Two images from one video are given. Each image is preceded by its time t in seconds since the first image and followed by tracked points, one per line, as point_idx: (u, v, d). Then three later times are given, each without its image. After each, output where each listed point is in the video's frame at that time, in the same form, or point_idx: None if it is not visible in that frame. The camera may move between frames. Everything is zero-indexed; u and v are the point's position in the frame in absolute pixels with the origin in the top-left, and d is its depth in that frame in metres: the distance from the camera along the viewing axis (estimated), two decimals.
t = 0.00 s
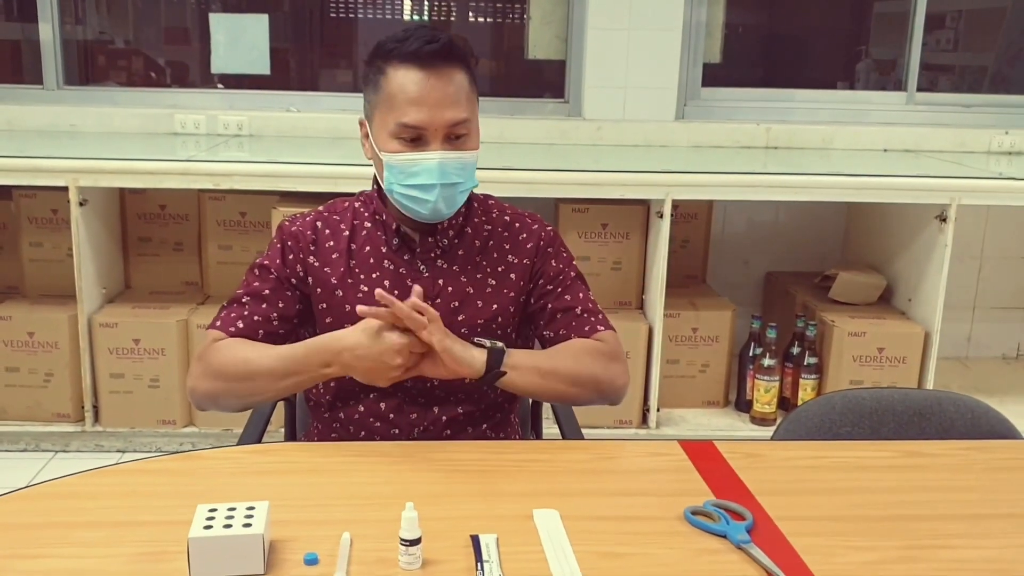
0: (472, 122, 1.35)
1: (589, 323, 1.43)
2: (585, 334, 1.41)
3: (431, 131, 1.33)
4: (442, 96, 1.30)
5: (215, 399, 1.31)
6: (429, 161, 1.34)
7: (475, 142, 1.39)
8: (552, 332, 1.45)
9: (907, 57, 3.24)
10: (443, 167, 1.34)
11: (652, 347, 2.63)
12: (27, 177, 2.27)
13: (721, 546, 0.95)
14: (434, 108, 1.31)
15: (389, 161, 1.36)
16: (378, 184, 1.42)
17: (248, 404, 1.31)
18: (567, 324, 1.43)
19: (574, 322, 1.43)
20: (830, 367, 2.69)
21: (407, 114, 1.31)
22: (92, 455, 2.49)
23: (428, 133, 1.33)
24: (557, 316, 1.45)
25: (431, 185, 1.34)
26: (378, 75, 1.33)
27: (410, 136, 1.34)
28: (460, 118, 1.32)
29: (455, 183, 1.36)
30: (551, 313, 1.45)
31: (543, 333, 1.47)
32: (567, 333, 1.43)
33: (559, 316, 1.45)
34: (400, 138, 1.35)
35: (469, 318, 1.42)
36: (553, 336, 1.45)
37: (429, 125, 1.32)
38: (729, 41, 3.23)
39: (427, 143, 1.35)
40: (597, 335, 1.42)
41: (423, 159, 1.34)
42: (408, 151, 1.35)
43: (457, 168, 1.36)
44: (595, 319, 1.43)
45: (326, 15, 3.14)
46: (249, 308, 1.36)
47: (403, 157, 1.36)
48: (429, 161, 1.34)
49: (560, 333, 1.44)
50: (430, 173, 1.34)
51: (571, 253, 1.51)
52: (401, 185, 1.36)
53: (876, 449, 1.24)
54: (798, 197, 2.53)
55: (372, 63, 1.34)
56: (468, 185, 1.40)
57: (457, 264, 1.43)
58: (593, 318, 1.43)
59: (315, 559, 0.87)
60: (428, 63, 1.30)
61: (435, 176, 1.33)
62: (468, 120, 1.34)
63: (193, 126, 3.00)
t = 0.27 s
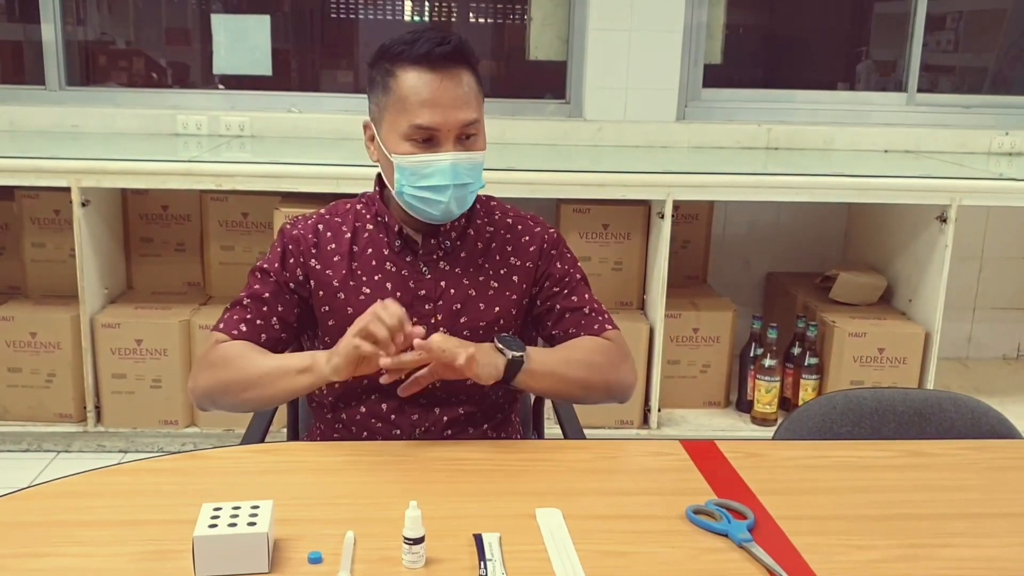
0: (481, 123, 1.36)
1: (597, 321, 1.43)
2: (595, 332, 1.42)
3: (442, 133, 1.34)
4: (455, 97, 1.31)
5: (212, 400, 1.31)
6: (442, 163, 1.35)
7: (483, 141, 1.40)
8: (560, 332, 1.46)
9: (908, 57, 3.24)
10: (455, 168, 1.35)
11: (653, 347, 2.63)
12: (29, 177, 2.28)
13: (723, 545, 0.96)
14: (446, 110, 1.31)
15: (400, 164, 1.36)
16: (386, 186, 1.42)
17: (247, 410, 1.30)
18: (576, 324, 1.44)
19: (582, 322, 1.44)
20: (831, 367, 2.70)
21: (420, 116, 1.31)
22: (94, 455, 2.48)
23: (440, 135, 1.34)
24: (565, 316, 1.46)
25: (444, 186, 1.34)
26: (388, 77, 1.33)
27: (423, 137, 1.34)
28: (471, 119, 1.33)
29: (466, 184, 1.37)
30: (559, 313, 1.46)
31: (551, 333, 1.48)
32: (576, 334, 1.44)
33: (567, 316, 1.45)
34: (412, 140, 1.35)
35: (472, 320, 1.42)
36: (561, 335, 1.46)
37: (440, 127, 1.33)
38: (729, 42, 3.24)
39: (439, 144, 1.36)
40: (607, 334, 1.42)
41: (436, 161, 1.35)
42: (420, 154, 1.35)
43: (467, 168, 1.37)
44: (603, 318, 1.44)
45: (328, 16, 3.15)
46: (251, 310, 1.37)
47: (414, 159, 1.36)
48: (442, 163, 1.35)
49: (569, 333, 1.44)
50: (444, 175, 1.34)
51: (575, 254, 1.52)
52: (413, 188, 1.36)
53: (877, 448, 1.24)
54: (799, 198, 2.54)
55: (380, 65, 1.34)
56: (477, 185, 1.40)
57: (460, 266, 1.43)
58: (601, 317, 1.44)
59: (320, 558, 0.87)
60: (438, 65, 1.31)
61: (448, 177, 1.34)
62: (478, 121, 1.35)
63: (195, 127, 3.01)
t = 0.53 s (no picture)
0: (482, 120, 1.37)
1: (597, 304, 1.43)
2: (596, 315, 1.42)
3: (445, 132, 1.35)
4: (457, 96, 1.32)
5: (212, 396, 1.30)
6: (445, 162, 1.35)
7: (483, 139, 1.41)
8: (561, 319, 1.46)
9: (905, 57, 3.25)
10: (458, 166, 1.36)
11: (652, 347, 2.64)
12: (29, 179, 2.28)
13: (720, 543, 0.96)
14: (448, 109, 1.32)
15: (403, 164, 1.37)
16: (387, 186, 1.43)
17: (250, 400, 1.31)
18: (576, 309, 1.44)
19: (582, 305, 1.44)
20: (830, 368, 2.70)
21: (422, 116, 1.32)
22: (94, 456, 2.49)
23: (442, 133, 1.35)
24: (565, 301, 1.46)
25: (448, 185, 1.35)
26: (387, 78, 1.34)
27: (425, 137, 1.35)
28: (473, 117, 1.34)
29: (470, 181, 1.38)
30: (558, 300, 1.46)
31: (554, 321, 1.48)
32: (576, 318, 1.43)
33: (567, 302, 1.45)
34: (415, 139, 1.36)
35: (469, 316, 1.43)
36: (563, 322, 1.46)
37: (443, 126, 1.34)
38: (727, 43, 3.25)
39: (442, 143, 1.36)
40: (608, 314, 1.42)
41: (439, 160, 1.35)
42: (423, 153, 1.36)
43: (470, 166, 1.38)
44: (603, 300, 1.44)
45: (327, 18, 3.16)
46: (247, 303, 1.37)
47: (416, 159, 1.37)
48: (445, 162, 1.35)
49: (570, 318, 1.44)
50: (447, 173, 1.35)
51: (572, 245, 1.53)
52: (417, 188, 1.37)
53: (874, 447, 1.25)
54: (798, 198, 2.55)
55: (379, 66, 1.35)
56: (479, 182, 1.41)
57: (458, 264, 1.44)
58: (601, 299, 1.44)
59: (319, 556, 0.88)
60: (438, 64, 1.32)
61: (452, 175, 1.35)
62: (479, 119, 1.36)
63: (194, 129, 3.01)
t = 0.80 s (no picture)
0: (475, 115, 1.38)
1: (591, 315, 1.44)
2: (589, 326, 1.42)
3: (439, 127, 1.35)
4: (451, 90, 1.33)
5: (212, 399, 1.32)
6: (440, 156, 1.36)
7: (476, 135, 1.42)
8: (554, 327, 1.46)
9: (903, 56, 3.26)
10: (453, 160, 1.37)
11: (650, 346, 2.64)
12: (28, 178, 2.29)
13: (716, 538, 0.97)
14: (442, 103, 1.33)
15: (398, 160, 1.37)
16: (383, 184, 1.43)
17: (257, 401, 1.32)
18: (570, 318, 1.44)
19: (576, 315, 1.44)
20: (828, 367, 2.71)
21: (416, 110, 1.33)
22: (93, 455, 2.49)
23: (436, 128, 1.36)
24: (560, 310, 1.46)
25: (443, 179, 1.36)
26: (380, 75, 1.34)
27: (419, 132, 1.36)
28: (466, 111, 1.35)
29: (464, 176, 1.40)
30: (553, 307, 1.47)
31: (546, 328, 1.49)
32: (569, 328, 1.44)
33: (561, 310, 1.46)
34: (409, 136, 1.36)
35: (468, 316, 1.44)
36: (556, 330, 1.46)
37: (437, 121, 1.34)
38: (726, 42, 3.25)
39: (436, 138, 1.37)
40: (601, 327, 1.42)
41: (433, 155, 1.36)
42: (417, 149, 1.37)
43: (464, 160, 1.39)
44: (597, 311, 1.44)
45: (326, 18, 3.17)
46: (247, 305, 1.38)
47: (410, 154, 1.37)
48: (440, 156, 1.36)
49: (563, 327, 1.45)
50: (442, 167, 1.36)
51: (569, 249, 1.53)
52: (412, 184, 1.38)
53: (870, 444, 1.25)
54: (796, 197, 2.55)
55: (371, 64, 1.36)
56: (473, 176, 1.42)
57: (455, 263, 1.45)
58: (595, 310, 1.44)
59: (317, 551, 0.88)
60: (431, 59, 1.32)
61: (447, 169, 1.36)
62: (472, 113, 1.37)
63: (193, 128, 3.02)
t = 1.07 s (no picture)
0: (455, 117, 1.36)
1: (584, 331, 1.45)
2: (581, 340, 1.44)
3: (415, 128, 1.35)
4: (425, 91, 1.32)
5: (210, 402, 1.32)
6: (416, 157, 1.36)
7: (461, 137, 1.40)
8: (547, 336, 1.48)
9: (902, 54, 3.26)
10: (429, 162, 1.36)
11: (650, 345, 2.64)
12: (27, 178, 2.29)
13: (714, 536, 0.97)
14: (415, 104, 1.32)
15: (377, 161, 1.38)
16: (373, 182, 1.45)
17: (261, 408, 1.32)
18: (563, 330, 1.46)
19: (570, 329, 1.45)
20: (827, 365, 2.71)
21: (390, 111, 1.33)
22: (93, 454, 2.50)
23: (413, 130, 1.35)
24: (553, 321, 1.47)
25: (418, 180, 1.36)
26: (362, 76, 1.36)
27: (397, 134, 1.35)
28: (442, 112, 1.34)
29: (444, 178, 1.38)
30: (547, 317, 1.48)
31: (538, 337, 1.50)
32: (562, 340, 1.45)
33: (555, 321, 1.47)
34: (387, 136, 1.36)
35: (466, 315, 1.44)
36: (547, 340, 1.48)
37: (412, 122, 1.34)
38: (725, 41, 3.25)
39: (413, 139, 1.36)
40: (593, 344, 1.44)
41: (410, 156, 1.36)
42: (394, 149, 1.37)
43: (444, 162, 1.38)
44: (591, 326, 1.45)
45: (325, 16, 3.17)
46: (247, 308, 1.39)
47: (389, 155, 1.38)
48: (415, 157, 1.36)
49: (555, 339, 1.46)
50: (417, 169, 1.36)
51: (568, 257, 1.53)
52: (390, 184, 1.38)
53: (868, 442, 1.26)
54: (795, 196, 2.55)
55: (357, 65, 1.37)
56: (456, 179, 1.41)
57: (453, 262, 1.45)
58: (588, 325, 1.45)
59: (315, 550, 0.88)
60: (407, 60, 1.32)
61: (422, 171, 1.36)
62: (451, 114, 1.35)
63: (192, 127, 3.02)
